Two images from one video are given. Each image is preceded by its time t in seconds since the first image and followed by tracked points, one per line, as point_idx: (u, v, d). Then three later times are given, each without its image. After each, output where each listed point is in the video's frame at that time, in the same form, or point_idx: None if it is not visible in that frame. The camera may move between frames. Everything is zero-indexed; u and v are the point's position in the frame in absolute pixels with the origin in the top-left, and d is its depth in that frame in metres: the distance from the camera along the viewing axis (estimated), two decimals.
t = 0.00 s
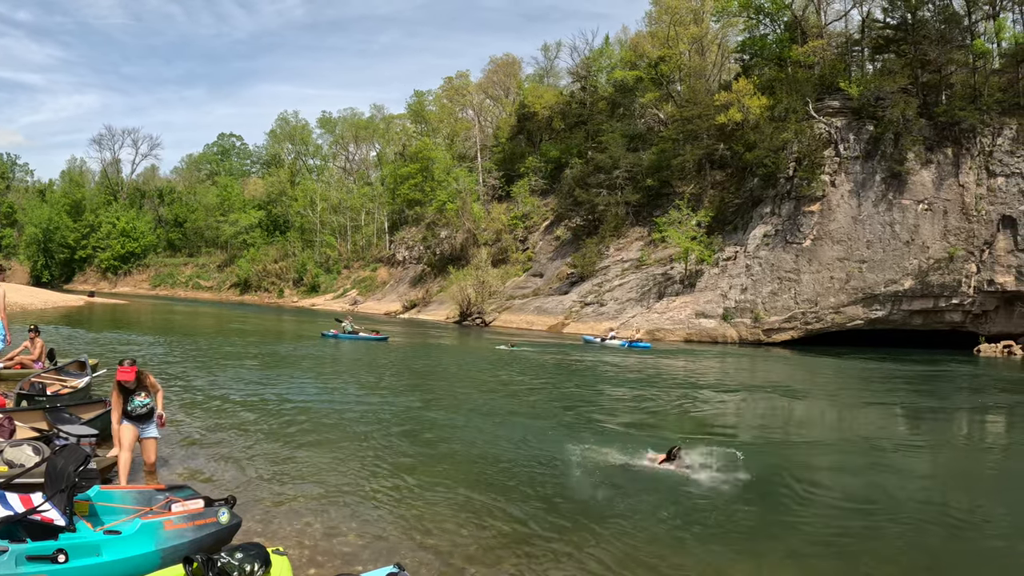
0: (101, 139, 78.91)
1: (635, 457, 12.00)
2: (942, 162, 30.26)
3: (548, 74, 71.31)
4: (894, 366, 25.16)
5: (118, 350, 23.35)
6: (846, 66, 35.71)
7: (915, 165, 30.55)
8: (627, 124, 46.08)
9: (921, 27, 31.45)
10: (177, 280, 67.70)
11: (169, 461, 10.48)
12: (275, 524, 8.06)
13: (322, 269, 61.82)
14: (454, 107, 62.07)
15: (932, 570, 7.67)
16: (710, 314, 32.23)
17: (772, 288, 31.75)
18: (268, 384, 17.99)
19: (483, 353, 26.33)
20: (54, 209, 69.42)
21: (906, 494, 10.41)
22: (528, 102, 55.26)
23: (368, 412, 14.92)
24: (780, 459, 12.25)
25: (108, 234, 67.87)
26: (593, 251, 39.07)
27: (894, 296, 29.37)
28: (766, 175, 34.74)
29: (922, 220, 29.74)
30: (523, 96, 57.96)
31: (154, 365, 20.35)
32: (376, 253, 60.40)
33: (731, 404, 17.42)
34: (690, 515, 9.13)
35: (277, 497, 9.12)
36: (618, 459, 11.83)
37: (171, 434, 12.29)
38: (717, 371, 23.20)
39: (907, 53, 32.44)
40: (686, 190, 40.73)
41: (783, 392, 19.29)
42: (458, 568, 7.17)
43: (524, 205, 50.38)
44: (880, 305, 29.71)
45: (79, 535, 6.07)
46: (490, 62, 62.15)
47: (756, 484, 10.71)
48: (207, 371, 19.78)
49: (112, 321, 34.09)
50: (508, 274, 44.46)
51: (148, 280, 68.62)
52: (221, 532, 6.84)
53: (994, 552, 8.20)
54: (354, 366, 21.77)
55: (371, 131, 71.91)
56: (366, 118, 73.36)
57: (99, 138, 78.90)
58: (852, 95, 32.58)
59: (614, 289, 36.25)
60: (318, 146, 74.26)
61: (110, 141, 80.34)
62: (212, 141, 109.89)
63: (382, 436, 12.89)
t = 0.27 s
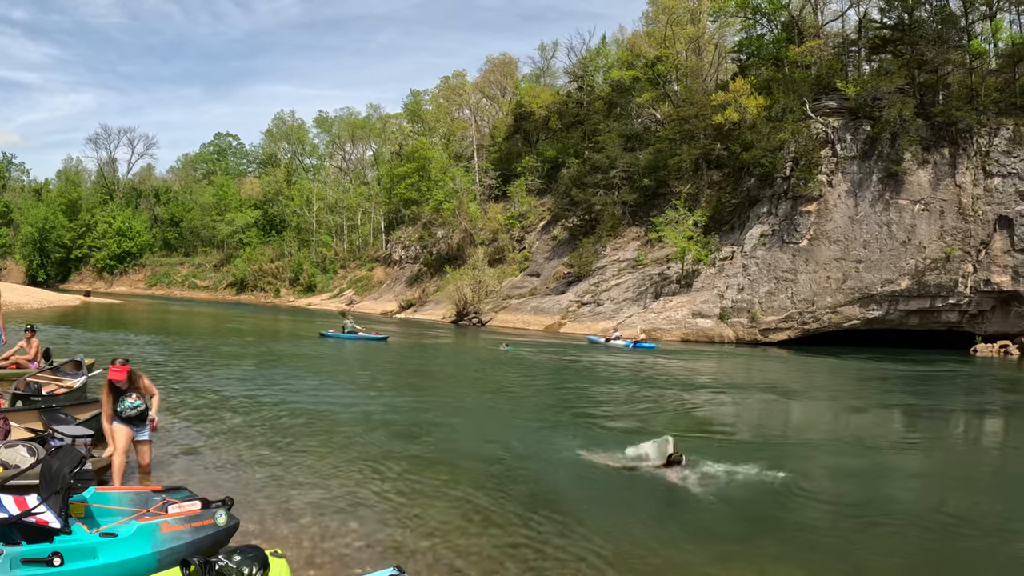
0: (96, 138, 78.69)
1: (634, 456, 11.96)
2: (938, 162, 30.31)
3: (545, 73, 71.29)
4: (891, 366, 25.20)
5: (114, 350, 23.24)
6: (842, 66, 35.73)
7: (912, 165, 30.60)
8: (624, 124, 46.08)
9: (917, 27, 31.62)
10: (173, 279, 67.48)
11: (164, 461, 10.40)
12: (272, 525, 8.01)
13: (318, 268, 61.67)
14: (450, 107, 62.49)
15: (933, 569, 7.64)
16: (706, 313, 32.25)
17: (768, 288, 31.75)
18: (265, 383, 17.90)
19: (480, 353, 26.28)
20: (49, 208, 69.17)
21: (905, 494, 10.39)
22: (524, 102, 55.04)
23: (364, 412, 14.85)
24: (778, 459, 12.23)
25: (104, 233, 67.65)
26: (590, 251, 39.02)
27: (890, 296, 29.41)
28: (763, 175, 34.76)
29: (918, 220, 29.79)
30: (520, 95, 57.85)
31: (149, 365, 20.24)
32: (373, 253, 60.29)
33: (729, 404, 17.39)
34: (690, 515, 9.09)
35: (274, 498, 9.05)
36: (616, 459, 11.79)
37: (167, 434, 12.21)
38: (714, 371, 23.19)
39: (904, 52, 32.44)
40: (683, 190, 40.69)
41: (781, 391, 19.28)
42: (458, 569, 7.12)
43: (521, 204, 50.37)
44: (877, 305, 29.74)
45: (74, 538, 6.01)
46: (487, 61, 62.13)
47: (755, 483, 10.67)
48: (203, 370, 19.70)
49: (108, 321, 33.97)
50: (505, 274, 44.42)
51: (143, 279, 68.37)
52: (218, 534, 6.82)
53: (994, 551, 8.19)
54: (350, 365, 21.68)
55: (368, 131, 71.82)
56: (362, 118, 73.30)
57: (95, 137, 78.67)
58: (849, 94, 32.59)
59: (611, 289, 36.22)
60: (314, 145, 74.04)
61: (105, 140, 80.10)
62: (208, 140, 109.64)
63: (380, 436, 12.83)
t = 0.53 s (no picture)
0: (93, 137, 78.49)
1: (634, 457, 11.94)
2: (935, 162, 30.35)
3: (542, 72, 71.26)
4: (888, 366, 25.24)
5: (109, 349, 23.16)
6: (839, 66, 35.74)
7: (909, 164, 30.63)
8: (621, 123, 46.09)
9: (914, 27, 31.87)
10: (169, 279, 67.31)
11: (163, 463, 10.35)
12: (271, 527, 7.97)
13: (314, 267, 61.55)
14: (448, 106, 61.90)
15: (935, 569, 7.63)
16: (703, 313, 32.29)
17: (765, 287, 31.76)
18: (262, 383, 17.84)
19: (477, 352, 26.25)
20: (45, 207, 68.95)
21: (905, 493, 10.38)
22: (521, 101, 55.14)
23: (363, 412, 14.80)
24: (777, 458, 12.22)
25: (100, 233, 67.46)
26: (587, 250, 39.02)
27: (887, 296, 29.43)
28: (760, 175, 34.77)
29: (915, 220, 29.85)
30: (517, 94, 57.79)
31: (145, 365, 20.17)
32: (369, 252, 60.20)
33: (727, 403, 17.38)
34: (691, 515, 9.06)
35: (272, 499, 8.99)
36: (616, 459, 11.77)
37: (164, 435, 12.16)
38: (712, 370, 23.20)
39: (901, 52, 32.49)
40: (680, 189, 40.64)
41: (778, 391, 19.28)
42: (458, 570, 7.08)
43: (518, 203, 50.37)
44: (874, 304, 29.76)
45: (72, 542, 5.97)
46: (483, 61, 62.09)
47: (756, 483, 10.67)
48: (200, 370, 19.65)
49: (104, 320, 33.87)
50: (502, 273, 44.41)
51: (139, 279, 68.16)
52: (217, 537, 6.78)
53: (995, 551, 8.17)
54: (348, 365, 21.62)
55: (364, 130, 71.74)
56: (359, 117, 73.29)
57: (91, 136, 78.47)
58: (846, 94, 32.62)
59: (608, 288, 36.21)
60: (310, 144, 73.80)
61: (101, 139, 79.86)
62: (204, 140, 109.39)
63: (377, 436, 12.78)
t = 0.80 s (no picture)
0: (89, 135, 78.28)
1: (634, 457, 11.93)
2: (933, 161, 30.41)
3: (539, 71, 71.21)
4: (885, 365, 25.28)
5: (106, 348, 23.08)
6: (837, 65, 35.74)
7: (907, 164, 30.71)
8: (618, 122, 46.09)
9: (912, 27, 31.91)
10: (165, 277, 67.17)
11: (160, 463, 10.31)
12: (270, 528, 7.94)
13: (311, 266, 61.44)
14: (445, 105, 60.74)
15: (936, 569, 7.62)
16: (701, 312, 32.30)
17: (763, 286, 31.77)
18: (259, 382, 17.80)
19: (475, 351, 26.24)
20: (41, 205, 68.75)
21: (904, 493, 10.38)
22: (519, 99, 55.16)
23: (361, 411, 14.77)
24: (776, 458, 12.22)
25: (97, 231, 67.30)
26: (584, 249, 39.04)
27: (884, 295, 29.44)
28: (758, 174, 34.78)
29: (912, 219, 29.91)
30: (514, 93, 57.75)
31: (142, 364, 20.09)
32: (366, 251, 60.13)
33: (726, 402, 17.38)
34: (692, 515, 9.05)
35: (272, 500, 8.97)
36: (616, 458, 11.76)
37: (162, 434, 12.11)
38: (710, 369, 23.21)
39: (899, 52, 32.51)
40: (677, 188, 40.59)
41: (776, 390, 19.30)
42: (459, 571, 7.07)
43: (515, 202, 50.32)
44: (872, 303, 29.76)
45: (71, 545, 5.93)
46: (481, 59, 62.06)
47: (755, 482, 10.67)
48: (198, 369, 19.60)
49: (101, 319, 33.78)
50: (499, 272, 44.39)
51: (136, 277, 68.00)
52: (217, 540, 6.73)
53: (995, 550, 8.18)
54: (345, 364, 21.58)
55: (361, 128, 71.68)
56: (356, 115, 73.30)
57: (88, 134, 78.25)
58: (844, 93, 32.66)
59: (605, 287, 36.22)
60: (307, 142, 73.67)
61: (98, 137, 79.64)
62: (201, 138, 109.15)
63: (376, 435, 12.76)
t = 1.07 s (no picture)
0: (86, 134, 78.04)
1: (634, 455, 11.93)
2: (931, 160, 30.52)
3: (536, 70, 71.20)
4: (883, 363, 25.34)
5: (103, 347, 23.00)
6: (834, 64, 35.78)
7: (904, 163, 30.83)
8: (616, 121, 46.11)
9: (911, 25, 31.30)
10: (162, 276, 67.04)
11: (160, 463, 10.27)
12: (271, 529, 7.91)
13: (308, 265, 61.34)
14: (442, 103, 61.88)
15: (938, 566, 7.62)
16: (698, 310, 32.30)
17: (761, 284, 31.79)
18: (257, 382, 17.78)
19: (473, 350, 26.23)
20: (38, 204, 68.57)
21: (905, 491, 10.39)
22: (516, 98, 55.15)
23: (360, 410, 14.75)
24: (775, 456, 12.23)
25: (93, 230, 67.11)
26: (581, 248, 39.03)
27: (882, 294, 29.46)
28: (755, 172, 34.80)
29: (910, 218, 29.98)
30: (511, 92, 57.70)
31: (139, 363, 20.02)
32: (363, 250, 60.07)
33: (724, 401, 17.39)
34: (693, 513, 9.04)
35: (272, 499, 8.96)
36: (616, 457, 11.75)
37: (160, 434, 12.09)
38: (708, 368, 23.24)
39: (896, 52, 32.43)
40: (674, 187, 40.61)
41: (775, 389, 19.32)
42: (460, 569, 7.07)
43: (512, 201, 50.28)
44: (869, 302, 29.78)
45: (72, 546, 5.92)
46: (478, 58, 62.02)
47: (756, 482, 10.66)
48: (196, 368, 19.58)
49: (97, 318, 33.69)
50: (496, 270, 44.37)
51: (133, 276, 67.86)
52: (219, 540, 6.70)
53: (996, 547, 8.19)
54: (343, 363, 21.54)
55: (358, 127, 71.70)
56: (353, 114, 73.34)
57: (84, 132, 78.01)
58: (842, 92, 32.68)
59: (603, 286, 36.22)
60: (304, 141, 73.48)
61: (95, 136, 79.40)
62: (198, 137, 108.87)
63: (374, 434, 12.76)
